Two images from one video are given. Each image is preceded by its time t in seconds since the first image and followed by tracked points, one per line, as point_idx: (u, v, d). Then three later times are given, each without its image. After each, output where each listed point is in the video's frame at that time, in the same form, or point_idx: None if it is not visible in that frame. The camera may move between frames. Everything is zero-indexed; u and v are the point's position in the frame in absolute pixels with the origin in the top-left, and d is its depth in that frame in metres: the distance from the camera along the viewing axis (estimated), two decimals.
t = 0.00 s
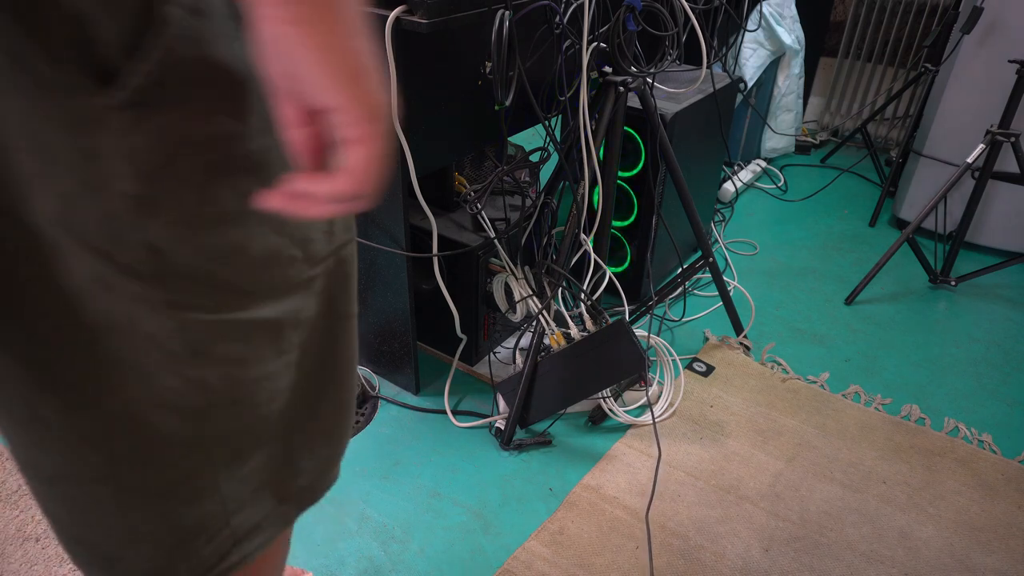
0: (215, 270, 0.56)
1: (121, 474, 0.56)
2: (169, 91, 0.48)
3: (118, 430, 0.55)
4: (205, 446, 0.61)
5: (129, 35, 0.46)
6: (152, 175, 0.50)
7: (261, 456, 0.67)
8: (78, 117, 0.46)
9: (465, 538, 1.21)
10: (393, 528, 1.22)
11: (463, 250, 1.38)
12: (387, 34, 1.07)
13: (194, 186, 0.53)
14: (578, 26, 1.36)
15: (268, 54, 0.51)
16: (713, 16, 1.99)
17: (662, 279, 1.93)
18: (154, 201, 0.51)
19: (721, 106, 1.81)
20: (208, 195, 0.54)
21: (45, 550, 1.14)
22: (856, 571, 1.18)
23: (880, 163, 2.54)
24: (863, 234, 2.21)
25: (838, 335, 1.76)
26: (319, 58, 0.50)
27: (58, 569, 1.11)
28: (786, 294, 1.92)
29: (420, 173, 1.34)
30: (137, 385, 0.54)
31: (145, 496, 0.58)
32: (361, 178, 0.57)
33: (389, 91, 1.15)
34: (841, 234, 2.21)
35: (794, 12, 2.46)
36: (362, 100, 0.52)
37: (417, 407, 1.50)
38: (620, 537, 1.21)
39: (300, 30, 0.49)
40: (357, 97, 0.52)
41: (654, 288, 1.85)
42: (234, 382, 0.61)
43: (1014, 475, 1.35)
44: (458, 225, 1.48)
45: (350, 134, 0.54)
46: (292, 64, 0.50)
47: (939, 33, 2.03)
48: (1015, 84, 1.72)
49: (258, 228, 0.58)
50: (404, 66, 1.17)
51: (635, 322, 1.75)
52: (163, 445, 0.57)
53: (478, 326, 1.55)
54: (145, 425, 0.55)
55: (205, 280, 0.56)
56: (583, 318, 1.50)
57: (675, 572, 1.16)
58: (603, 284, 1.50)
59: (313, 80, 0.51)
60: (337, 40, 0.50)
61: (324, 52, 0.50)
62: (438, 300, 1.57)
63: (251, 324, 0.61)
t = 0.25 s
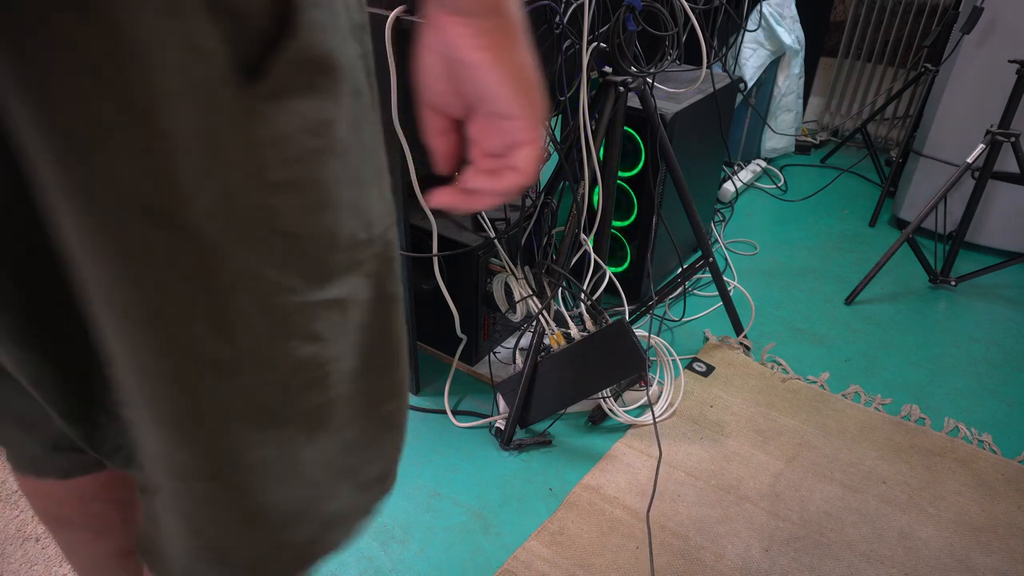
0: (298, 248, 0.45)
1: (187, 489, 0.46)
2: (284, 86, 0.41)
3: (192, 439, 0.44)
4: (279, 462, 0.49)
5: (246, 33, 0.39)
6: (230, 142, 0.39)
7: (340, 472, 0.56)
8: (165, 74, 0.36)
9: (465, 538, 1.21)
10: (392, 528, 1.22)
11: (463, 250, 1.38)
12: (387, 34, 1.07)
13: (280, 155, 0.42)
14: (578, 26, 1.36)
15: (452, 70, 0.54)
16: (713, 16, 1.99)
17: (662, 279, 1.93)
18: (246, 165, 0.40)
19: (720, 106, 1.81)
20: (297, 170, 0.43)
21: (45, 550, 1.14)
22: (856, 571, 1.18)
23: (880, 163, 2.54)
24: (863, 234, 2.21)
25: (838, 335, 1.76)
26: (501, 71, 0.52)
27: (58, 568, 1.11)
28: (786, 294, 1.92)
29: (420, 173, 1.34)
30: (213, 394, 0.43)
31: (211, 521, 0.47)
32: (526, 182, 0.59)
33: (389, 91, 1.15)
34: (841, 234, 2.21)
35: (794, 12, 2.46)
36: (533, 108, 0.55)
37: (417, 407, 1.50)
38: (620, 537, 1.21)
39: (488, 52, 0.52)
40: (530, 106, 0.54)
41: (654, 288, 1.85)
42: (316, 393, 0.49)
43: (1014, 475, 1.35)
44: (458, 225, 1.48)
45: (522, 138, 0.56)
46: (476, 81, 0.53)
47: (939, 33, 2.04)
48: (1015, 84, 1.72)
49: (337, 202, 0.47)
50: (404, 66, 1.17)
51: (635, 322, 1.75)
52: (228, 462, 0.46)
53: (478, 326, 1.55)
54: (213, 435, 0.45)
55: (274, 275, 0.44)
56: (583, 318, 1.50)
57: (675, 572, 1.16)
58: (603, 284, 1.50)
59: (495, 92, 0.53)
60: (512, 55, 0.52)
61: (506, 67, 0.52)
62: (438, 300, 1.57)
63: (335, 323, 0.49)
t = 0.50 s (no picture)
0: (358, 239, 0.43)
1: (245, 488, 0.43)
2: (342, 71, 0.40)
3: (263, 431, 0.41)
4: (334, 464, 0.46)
5: (321, 26, 0.39)
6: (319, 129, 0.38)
7: (381, 468, 0.53)
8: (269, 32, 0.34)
9: (465, 538, 1.21)
10: (392, 528, 1.23)
11: (463, 250, 1.38)
12: (387, 33, 1.07)
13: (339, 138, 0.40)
14: (577, 26, 1.36)
15: (496, 70, 0.56)
16: (713, 16, 1.99)
17: (662, 279, 1.93)
18: (323, 148, 0.38)
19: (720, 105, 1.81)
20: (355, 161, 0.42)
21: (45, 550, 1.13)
22: (856, 571, 1.18)
23: (880, 163, 2.54)
24: (863, 234, 2.21)
25: (838, 335, 1.76)
26: (543, 69, 0.54)
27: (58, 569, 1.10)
28: (786, 294, 1.92)
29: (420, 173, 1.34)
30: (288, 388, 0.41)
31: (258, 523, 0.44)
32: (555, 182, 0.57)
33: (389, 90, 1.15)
34: (841, 234, 2.21)
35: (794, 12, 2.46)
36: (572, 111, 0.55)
37: (418, 407, 1.50)
38: (620, 537, 1.21)
39: (533, 55, 0.54)
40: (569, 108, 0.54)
41: (654, 288, 1.85)
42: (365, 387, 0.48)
43: (1015, 475, 1.35)
44: (458, 225, 1.48)
45: (558, 139, 0.55)
46: (518, 80, 0.54)
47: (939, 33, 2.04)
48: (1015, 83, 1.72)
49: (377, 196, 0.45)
50: (404, 66, 1.17)
51: (635, 322, 1.75)
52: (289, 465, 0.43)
53: (478, 326, 1.55)
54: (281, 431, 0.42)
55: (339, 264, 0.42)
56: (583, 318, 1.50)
57: (675, 572, 1.15)
58: (603, 284, 1.50)
59: (536, 89, 0.54)
60: (551, 58, 0.54)
61: (548, 68, 0.54)
62: (438, 300, 1.57)
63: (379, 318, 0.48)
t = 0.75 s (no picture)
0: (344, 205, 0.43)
1: (254, 464, 0.42)
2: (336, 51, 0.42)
3: (263, 396, 0.41)
4: (329, 430, 0.46)
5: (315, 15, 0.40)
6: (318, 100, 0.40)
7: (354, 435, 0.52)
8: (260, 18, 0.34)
9: (465, 538, 1.21)
10: (393, 528, 1.23)
11: (463, 250, 1.38)
12: (387, 33, 1.07)
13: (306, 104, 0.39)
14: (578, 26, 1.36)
15: (450, 47, 0.52)
16: (713, 16, 1.99)
17: (662, 279, 1.93)
18: (296, 106, 0.37)
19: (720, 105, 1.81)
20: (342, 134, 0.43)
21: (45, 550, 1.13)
22: (856, 571, 1.17)
23: (880, 163, 2.54)
24: (864, 234, 2.21)
25: (839, 335, 1.76)
26: (497, 49, 0.51)
27: (57, 569, 1.10)
28: (787, 294, 1.92)
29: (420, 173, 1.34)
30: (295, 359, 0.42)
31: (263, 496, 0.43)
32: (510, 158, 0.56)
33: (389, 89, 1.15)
34: (841, 234, 2.21)
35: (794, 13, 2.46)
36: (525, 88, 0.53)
37: (418, 407, 1.50)
38: (620, 537, 1.21)
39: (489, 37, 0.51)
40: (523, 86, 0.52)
41: (654, 288, 1.85)
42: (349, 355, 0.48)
43: (1015, 476, 1.35)
44: (458, 225, 1.48)
45: (510, 119, 0.53)
46: (474, 62, 0.51)
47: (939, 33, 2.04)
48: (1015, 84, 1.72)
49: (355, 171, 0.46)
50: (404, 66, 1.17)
51: (635, 322, 1.75)
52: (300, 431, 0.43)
53: (478, 326, 1.55)
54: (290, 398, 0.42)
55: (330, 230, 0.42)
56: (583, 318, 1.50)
57: (675, 572, 1.16)
58: (603, 284, 1.50)
59: (493, 70, 0.51)
60: (505, 36, 0.51)
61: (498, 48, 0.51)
62: (438, 300, 1.57)
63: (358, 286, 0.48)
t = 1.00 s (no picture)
0: (300, 205, 0.46)
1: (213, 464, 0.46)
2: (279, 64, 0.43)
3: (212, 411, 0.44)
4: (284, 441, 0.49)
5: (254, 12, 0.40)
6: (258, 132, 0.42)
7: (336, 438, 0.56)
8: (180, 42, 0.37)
9: (465, 538, 1.21)
10: (393, 528, 1.23)
11: (463, 250, 1.38)
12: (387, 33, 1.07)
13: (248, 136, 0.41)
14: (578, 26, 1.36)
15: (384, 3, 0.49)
16: (714, 16, 1.99)
17: (662, 279, 1.93)
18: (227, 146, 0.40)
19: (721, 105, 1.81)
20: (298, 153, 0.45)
21: (45, 550, 1.13)
22: (856, 571, 1.18)
23: (880, 163, 2.54)
24: (863, 234, 2.21)
25: (838, 335, 1.76)
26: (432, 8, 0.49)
27: (57, 569, 1.10)
28: (786, 294, 1.92)
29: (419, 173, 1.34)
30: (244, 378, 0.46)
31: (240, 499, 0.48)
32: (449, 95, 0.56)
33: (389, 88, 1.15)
34: (842, 234, 2.21)
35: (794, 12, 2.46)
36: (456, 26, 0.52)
37: (418, 407, 1.50)
38: (620, 537, 1.21)
39: None
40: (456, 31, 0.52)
41: (654, 288, 1.85)
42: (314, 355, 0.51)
43: (1014, 476, 1.35)
44: (458, 225, 1.48)
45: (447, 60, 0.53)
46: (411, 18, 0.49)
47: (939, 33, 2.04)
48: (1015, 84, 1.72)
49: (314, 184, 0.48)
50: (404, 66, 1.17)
51: (635, 322, 1.75)
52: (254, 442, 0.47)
53: (478, 326, 1.55)
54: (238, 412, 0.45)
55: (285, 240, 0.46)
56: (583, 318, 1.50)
57: (675, 572, 1.16)
58: (603, 284, 1.50)
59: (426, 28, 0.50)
60: None
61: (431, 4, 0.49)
62: (438, 300, 1.57)
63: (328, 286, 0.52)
